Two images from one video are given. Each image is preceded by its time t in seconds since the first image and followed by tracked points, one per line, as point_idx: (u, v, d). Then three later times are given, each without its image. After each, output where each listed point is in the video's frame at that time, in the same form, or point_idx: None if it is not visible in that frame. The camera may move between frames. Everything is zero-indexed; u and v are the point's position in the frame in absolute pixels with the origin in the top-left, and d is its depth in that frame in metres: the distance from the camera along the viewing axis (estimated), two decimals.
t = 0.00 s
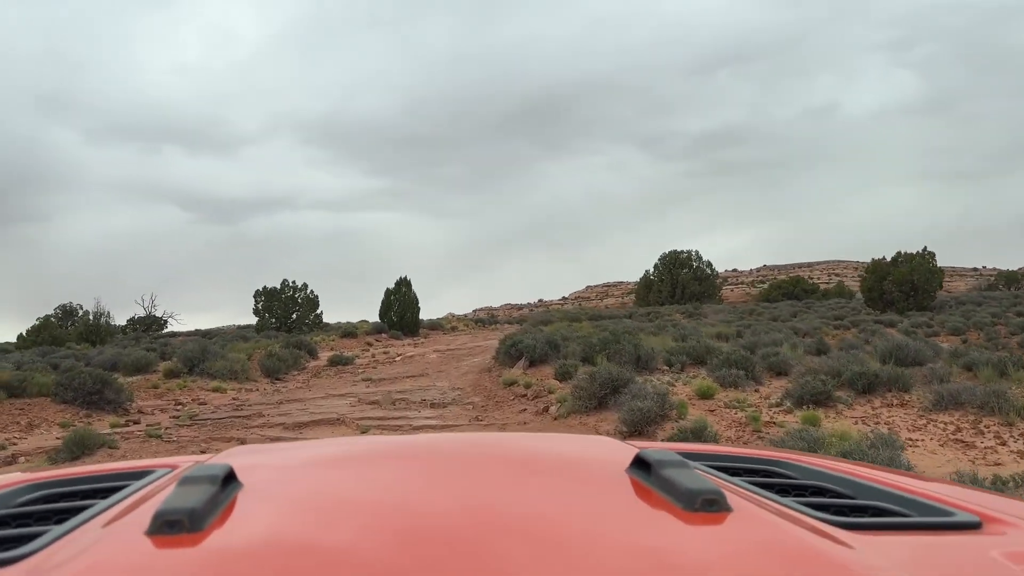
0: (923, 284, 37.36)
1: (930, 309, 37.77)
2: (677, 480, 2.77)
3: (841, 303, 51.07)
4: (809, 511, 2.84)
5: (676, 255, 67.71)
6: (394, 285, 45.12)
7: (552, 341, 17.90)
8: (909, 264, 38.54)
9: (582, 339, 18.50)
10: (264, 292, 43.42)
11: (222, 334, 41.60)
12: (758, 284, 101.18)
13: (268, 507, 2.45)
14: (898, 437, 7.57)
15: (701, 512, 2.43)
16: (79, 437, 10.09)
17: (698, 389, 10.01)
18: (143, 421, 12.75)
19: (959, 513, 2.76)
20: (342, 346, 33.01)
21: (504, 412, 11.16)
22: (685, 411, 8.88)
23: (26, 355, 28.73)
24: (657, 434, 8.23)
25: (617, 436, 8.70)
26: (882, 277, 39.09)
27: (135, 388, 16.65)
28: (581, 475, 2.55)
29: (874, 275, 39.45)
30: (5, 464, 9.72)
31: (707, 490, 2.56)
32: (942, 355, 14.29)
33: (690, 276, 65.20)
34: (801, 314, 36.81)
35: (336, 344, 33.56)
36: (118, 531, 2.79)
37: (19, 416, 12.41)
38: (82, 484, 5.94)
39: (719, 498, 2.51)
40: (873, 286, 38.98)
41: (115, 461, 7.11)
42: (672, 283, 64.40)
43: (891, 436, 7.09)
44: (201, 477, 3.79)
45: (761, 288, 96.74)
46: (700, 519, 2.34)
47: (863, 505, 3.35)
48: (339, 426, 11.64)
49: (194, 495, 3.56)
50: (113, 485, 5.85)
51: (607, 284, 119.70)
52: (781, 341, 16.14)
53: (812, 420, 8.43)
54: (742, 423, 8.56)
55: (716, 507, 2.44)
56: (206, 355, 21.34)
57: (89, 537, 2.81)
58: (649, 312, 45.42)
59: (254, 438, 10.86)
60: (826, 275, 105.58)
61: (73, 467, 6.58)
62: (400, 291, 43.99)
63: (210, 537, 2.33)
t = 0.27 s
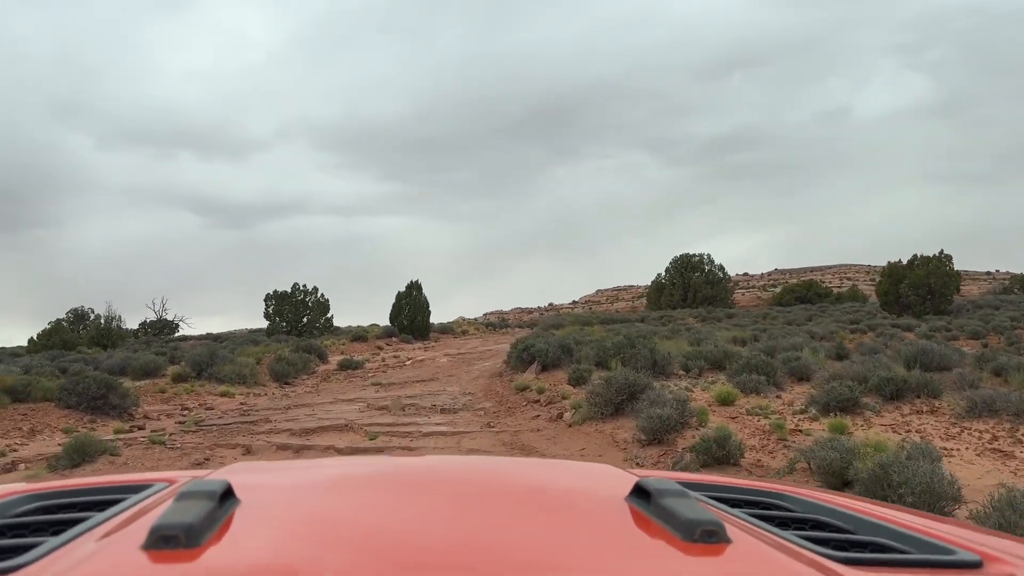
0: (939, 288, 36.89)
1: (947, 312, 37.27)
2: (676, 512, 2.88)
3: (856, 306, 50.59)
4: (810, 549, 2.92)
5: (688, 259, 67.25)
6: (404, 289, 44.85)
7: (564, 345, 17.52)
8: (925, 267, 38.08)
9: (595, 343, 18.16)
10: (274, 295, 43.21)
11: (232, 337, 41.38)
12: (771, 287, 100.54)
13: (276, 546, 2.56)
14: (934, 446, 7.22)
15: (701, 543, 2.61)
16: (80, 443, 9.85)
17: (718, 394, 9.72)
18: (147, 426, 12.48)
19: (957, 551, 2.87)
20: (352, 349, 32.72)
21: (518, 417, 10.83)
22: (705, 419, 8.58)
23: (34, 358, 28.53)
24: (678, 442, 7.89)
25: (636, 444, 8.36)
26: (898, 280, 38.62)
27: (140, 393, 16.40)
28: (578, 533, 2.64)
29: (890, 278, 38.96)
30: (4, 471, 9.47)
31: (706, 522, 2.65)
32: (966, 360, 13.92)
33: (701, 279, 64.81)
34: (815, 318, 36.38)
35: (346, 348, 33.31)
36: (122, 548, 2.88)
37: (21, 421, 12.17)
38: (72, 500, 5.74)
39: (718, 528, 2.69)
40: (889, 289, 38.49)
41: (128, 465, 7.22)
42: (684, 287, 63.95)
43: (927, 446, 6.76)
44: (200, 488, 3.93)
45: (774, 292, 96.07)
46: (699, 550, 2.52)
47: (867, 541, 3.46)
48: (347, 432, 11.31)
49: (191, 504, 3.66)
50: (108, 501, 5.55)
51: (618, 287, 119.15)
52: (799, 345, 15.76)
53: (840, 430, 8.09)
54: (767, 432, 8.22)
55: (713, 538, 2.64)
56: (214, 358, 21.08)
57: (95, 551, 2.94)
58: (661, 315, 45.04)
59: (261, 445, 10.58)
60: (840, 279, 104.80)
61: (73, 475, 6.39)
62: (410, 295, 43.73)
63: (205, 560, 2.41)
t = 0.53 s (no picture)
0: (955, 291, 36.41)
1: (963, 316, 36.78)
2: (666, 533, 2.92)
3: (870, 310, 50.12)
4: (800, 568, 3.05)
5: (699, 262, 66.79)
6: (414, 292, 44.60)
7: (576, 350, 17.20)
8: (940, 270, 37.61)
9: (608, 348, 17.86)
10: (283, 298, 43.02)
11: (241, 340, 41.18)
12: (783, 290, 99.94)
13: (273, 553, 2.61)
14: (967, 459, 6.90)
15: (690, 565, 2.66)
16: (80, 451, 9.67)
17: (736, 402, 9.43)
18: (151, 432, 12.27)
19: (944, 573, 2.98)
20: (361, 353, 32.46)
21: (530, 425, 10.54)
22: (724, 428, 8.27)
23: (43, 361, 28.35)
24: (696, 453, 7.58)
25: (652, 454, 8.05)
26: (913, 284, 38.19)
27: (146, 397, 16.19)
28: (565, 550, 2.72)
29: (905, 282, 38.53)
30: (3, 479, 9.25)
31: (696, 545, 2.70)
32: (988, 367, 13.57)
33: (713, 283, 64.39)
34: (830, 322, 35.94)
35: (355, 352, 33.06)
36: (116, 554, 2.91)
37: (23, 427, 11.95)
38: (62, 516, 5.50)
39: (707, 550, 2.72)
40: (904, 293, 38.06)
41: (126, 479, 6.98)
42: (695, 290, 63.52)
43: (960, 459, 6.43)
44: (190, 498, 3.85)
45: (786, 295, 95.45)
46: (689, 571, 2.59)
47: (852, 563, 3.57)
48: (354, 440, 11.05)
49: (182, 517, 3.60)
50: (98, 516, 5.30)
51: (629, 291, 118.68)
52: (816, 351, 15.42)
53: (864, 441, 7.78)
54: (789, 444, 7.90)
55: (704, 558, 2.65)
56: (221, 362, 20.84)
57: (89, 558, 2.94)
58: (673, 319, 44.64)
59: (265, 452, 10.37)
60: (852, 282, 104.08)
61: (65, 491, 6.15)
62: (420, 298, 43.47)
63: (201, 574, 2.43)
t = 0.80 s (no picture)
0: (970, 295, 36.00)
1: (978, 320, 36.35)
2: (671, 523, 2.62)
3: (883, 313, 49.66)
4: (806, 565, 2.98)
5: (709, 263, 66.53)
6: (424, 294, 44.44)
7: (588, 353, 16.91)
8: (955, 274, 37.19)
9: (620, 351, 17.57)
10: (293, 299, 42.97)
11: (251, 341, 41.13)
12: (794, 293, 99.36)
13: (270, 523, 2.51)
14: (1004, 473, 6.60)
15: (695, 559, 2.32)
16: (83, 456, 9.52)
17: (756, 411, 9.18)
18: (157, 437, 12.11)
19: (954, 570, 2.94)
20: (370, 355, 32.29)
21: (543, 432, 10.29)
22: (745, 438, 8.02)
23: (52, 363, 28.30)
24: (717, 465, 7.31)
25: (672, 465, 7.78)
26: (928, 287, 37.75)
27: (154, 400, 16.04)
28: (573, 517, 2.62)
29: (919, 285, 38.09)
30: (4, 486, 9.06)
31: (703, 534, 2.35)
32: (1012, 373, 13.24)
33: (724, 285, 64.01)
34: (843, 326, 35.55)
35: (365, 353, 32.88)
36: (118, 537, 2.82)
37: (27, 431, 11.78)
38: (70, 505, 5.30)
39: (713, 541, 2.39)
40: (919, 296, 37.63)
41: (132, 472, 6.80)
42: (705, 292, 63.29)
43: (998, 475, 6.12)
44: (197, 488, 3.81)
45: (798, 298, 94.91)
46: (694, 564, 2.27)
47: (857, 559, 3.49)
48: (362, 446, 10.83)
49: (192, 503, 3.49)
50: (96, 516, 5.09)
51: (640, 292, 118.29)
52: (834, 356, 15.11)
53: (893, 452, 7.50)
54: (814, 456, 7.62)
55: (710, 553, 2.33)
56: (230, 363, 20.65)
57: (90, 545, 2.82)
58: (683, 322, 44.30)
59: (271, 458, 10.18)
60: (864, 285, 103.39)
61: (72, 481, 5.98)
62: (429, 299, 43.33)
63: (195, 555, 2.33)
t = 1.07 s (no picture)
0: (985, 296, 35.54)
1: (994, 323, 35.88)
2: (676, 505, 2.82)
3: (896, 315, 49.14)
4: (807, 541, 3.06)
5: (720, 264, 66.07)
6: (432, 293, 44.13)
7: (602, 354, 16.60)
8: (971, 275, 36.72)
9: (635, 353, 17.27)
10: (301, 298, 42.73)
11: (259, 340, 40.88)
12: (804, 294, 98.72)
13: (287, 507, 2.57)
14: None
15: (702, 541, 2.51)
16: (88, 458, 9.30)
17: (783, 418, 8.93)
18: (164, 438, 11.87)
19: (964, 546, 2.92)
20: (379, 355, 32.03)
21: (560, 435, 10.00)
22: (773, 445, 7.74)
23: (59, 361, 28.09)
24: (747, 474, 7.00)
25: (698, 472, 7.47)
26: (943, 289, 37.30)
27: (160, 399, 15.80)
28: (582, 499, 2.68)
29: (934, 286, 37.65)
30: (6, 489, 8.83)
31: (709, 516, 2.55)
32: None
33: (734, 286, 63.56)
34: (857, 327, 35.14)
35: (373, 353, 32.61)
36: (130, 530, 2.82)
37: (32, 431, 11.55)
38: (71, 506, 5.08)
39: (718, 523, 2.59)
40: (933, 298, 37.18)
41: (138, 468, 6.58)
42: (715, 293, 62.84)
43: None
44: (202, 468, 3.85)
45: (808, 299, 94.30)
46: (702, 547, 2.46)
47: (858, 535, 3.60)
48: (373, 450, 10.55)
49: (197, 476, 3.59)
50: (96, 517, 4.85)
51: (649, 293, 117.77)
52: (855, 358, 14.79)
53: (928, 461, 7.19)
54: (847, 466, 7.31)
55: (715, 534, 2.53)
56: (237, 362, 20.40)
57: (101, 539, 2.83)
58: (694, 322, 43.89)
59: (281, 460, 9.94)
60: (875, 286, 102.67)
61: (75, 474, 5.75)
62: (438, 299, 43.07)
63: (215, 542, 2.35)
